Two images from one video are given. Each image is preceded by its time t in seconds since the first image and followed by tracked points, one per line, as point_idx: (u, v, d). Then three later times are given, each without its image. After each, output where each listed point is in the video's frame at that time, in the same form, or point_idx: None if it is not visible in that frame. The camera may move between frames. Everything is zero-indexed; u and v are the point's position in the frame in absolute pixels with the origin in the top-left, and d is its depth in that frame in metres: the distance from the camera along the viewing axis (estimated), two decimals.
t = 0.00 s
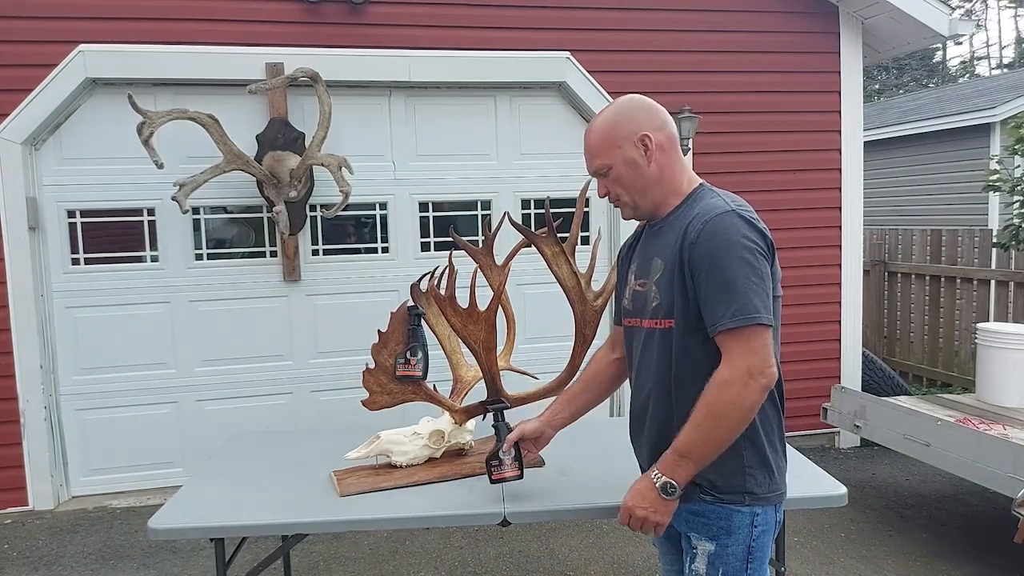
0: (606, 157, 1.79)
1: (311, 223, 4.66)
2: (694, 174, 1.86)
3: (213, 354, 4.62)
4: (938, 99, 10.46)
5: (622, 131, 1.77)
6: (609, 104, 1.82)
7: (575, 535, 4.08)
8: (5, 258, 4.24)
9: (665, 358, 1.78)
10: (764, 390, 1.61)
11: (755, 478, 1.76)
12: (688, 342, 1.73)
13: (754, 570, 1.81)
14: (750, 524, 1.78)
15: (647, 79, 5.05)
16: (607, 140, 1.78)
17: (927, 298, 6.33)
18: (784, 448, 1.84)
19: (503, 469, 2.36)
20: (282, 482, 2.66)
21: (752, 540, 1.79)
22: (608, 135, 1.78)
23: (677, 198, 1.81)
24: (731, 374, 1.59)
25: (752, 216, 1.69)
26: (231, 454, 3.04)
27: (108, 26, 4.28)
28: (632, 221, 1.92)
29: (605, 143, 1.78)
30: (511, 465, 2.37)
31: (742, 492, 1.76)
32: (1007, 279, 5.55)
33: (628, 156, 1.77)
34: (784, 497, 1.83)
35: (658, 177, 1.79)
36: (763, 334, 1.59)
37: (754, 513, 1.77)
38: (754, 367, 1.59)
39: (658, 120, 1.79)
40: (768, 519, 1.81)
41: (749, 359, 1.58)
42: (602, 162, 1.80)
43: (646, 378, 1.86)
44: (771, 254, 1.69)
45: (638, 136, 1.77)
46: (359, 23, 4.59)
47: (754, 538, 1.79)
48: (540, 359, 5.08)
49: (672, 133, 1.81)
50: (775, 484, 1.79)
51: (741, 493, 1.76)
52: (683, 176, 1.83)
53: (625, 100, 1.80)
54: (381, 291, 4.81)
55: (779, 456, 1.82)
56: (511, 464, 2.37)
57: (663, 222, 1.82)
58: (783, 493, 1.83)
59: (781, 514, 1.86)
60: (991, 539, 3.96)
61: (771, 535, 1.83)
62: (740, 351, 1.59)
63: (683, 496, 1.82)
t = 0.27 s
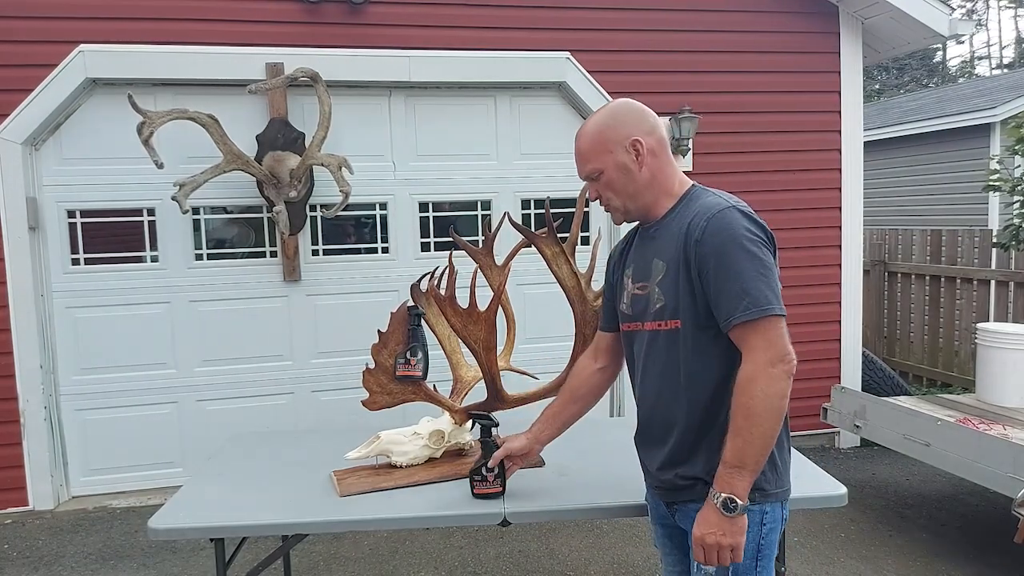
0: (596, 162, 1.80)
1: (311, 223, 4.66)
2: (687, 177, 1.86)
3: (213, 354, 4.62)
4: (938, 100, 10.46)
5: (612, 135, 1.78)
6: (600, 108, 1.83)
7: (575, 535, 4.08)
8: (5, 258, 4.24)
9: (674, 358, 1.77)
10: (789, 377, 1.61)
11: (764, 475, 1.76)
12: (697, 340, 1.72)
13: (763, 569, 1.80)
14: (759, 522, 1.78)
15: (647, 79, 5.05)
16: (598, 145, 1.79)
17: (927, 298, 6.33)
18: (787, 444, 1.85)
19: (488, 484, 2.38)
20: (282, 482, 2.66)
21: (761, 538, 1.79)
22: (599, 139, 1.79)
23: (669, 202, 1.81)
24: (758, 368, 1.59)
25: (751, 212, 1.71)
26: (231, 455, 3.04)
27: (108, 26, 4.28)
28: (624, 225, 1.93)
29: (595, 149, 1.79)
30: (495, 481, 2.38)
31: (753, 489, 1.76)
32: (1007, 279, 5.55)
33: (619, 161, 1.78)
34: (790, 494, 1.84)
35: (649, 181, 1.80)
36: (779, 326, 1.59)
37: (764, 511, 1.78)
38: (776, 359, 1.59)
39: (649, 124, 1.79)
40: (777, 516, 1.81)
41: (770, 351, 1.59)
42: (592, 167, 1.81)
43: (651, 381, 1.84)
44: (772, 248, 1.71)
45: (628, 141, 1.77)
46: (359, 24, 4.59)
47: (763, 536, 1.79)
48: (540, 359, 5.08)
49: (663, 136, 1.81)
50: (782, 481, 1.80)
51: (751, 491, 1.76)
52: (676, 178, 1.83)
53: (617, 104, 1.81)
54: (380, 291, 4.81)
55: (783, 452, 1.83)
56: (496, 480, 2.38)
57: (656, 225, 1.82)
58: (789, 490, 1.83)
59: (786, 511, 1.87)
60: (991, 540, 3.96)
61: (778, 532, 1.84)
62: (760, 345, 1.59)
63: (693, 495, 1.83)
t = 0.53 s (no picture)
0: (604, 157, 1.79)
1: (311, 223, 4.66)
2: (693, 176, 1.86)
3: (213, 353, 4.62)
4: (938, 99, 10.45)
5: (621, 131, 1.77)
6: (608, 104, 1.83)
7: (575, 535, 4.08)
8: (5, 258, 4.24)
9: (677, 358, 1.77)
10: (791, 379, 1.61)
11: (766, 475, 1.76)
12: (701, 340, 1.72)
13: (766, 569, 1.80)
14: (762, 522, 1.78)
15: (646, 79, 5.05)
16: (606, 141, 1.78)
17: (927, 297, 6.33)
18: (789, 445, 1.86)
19: (489, 486, 2.38)
20: (282, 482, 2.66)
21: (764, 538, 1.79)
22: (608, 135, 1.78)
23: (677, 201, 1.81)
24: (759, 370, 1.59)
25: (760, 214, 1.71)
26: (231, 454, 3.04)
27: (108, 26, 4.28)
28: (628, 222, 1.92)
29: (603, 144, 1.78)
30: (495, 483, 2.38)
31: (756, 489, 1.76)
32: (1007, 279, 5.55)
33: (627, 157, 1.78)
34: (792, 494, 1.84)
35: (657, 179, 1.80)
36: (782, 328, 1.60)
37: (766, 511, 1.78)
38: (778, 362, 1.59)
39: (658, 122, 1.79)
40: (779, 516, 1.81)
41: (772, 353, 1.59)
42: (600, 162, 1.80)
43: (651, 379, 1.84)
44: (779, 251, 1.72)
45: (637, 138, 1.77)
46: (359, 23, 4.59)
47: (765, 535, 1.79)
48: (540, 359, 5.08)
49: (671, 135, 1.82)
50: (783, 481, 1.80)
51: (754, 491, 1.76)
52: (682, 177, 1.84)
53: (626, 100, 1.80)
54: (380, 291, 4.81)
55: (785, 452, 1.83)
56: (495, 482, 2.38)
57: (663, 223, 1.82)
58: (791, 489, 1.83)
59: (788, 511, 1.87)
60: (991, 539, 3.96)
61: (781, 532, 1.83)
62: (761, 348, 1.59)
63: (693, 496, 1.83)
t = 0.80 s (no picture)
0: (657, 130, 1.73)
1: (311, 224, 4.66)
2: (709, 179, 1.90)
3: (213, 354, 4.62)
4: (939, 100, 10.45)
5: (675, 110, 1.74)
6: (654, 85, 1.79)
7: (575, 535, 4.08)
8: (5, 259, 4.24)
9: (674, 357, 1.77)
10: (769, 390, 1.63)
11: (761, 478, 1.76)
12: (699, 341, 1.72)
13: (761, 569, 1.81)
14: (757, 524, 1.78)
15: (646, 79, 5.05)
16: (661, 115, 1.73)
17: (927, 298, 6.33)
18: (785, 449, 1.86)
19: (488, 487, 2.38)
20: (282, 482, 2.66)
21: (759, 540, 1.79)
22: (663, 109, 1.73)
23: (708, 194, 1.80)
24: (739, 376, 1.61)
25: (771, 221, 1.70)
26: (231, 455, 3.04)
27: (108, 26, 4.29)
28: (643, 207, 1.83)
29: (661, 117, 1.73)
30: (494, 484, 2.39)
31: (750, 491, 1.76)
32: (1007, 279, 5.55)
33: (676, 137, 1.74)
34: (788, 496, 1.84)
35: (693, 168, 1.79)
36: (774, 336, 1.61)
37: (762, 512, 1.78)
38: (758, 369, 1.61)
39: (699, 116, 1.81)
40: (774, 519, 1.81)
41: (754, 361, 1.61)
42: (651, 134, 1.73)
43: (649, 376, 1.84)
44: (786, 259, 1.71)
45: (687, 122, 1.76)
46: (359, 24, 4.59)
47: (761, 537, 1.79)
48: (540, 360, 5.08)
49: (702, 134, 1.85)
50: (779, 484, 1.80)
51: (749, 494, 1.76)
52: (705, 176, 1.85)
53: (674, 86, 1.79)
54: (380, 292, 4.81)
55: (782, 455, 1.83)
56: (495, 482, 2.39)
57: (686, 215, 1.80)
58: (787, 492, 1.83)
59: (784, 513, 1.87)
60: (991, 539, 3.96)
61: (777, 535, 1.83)
62: (744, 355, 1.61)
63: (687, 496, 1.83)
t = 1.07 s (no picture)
0: (696, 120, 1.75)
1: (311, 224, 4.66)
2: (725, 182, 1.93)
3: (213, 353, 4.62)
4: (939, 99, 10.45)
5: (711, 104, 1.77)
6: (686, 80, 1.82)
7: (575, 535, 4.08)
8: (5, 258, 4.24)
9: (681, 355, 1.77)
10: (766, 394, 1.62)
11: (762, 480, 1.76)
12: (707, 340, 1.72)
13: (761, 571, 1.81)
14: (758, 526, 1.78)
15: (646, 79, 5.05)
16: (699, 105, 1.75)
17: (927, 297, 6.33)
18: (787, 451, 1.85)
19: (488, 487, 2.38)
20: (282, 481, 2.66)
21: (760, 542, 1.79)
22: (701, 101, 1.76)
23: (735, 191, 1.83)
24: (736, 375, 1.61)
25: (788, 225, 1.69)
26: (231, 454, 3.04)
27: (108, 26, 4.29)
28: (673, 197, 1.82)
29: (701, 110, 1.75)
30: (494, 483, 2.39)
31: (751, 493, 1.76)
32: (1007, 279, 5.54)
33: (712, 130, 1.77)
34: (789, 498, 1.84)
35: (722, 164, 1.82)
36: (779, 340, 1.60)
37: (763, 514, 1.77)
38: (756, 372, 1.60)
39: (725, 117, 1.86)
40: (775, 521, 1.81)
41: (753, 363, 1.60)
42: (692, 122, 1.74)
43: (653, 372, 1.84)
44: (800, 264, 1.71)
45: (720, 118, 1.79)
46: (358, 23, 4.59)
47: (762, 540, 1.79)
48: (540, 359, 5.08)
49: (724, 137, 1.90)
50: (781, 486, 1.80)
51: (750, 496, 1.75)
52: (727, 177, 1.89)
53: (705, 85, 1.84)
54: (380, 291, 4.81)
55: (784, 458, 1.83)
56: (495, 482, 2.39)
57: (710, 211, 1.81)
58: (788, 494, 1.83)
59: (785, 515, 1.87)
60: (991, 539, 3.96)
61: (778, 538, 1.83)
62: (745, 357, 1.60)
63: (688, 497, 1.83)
